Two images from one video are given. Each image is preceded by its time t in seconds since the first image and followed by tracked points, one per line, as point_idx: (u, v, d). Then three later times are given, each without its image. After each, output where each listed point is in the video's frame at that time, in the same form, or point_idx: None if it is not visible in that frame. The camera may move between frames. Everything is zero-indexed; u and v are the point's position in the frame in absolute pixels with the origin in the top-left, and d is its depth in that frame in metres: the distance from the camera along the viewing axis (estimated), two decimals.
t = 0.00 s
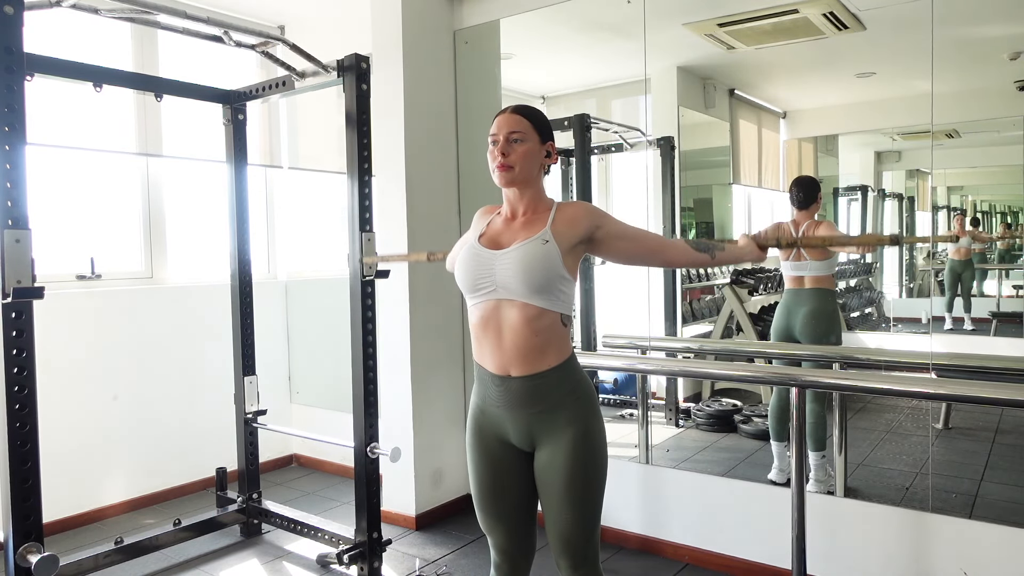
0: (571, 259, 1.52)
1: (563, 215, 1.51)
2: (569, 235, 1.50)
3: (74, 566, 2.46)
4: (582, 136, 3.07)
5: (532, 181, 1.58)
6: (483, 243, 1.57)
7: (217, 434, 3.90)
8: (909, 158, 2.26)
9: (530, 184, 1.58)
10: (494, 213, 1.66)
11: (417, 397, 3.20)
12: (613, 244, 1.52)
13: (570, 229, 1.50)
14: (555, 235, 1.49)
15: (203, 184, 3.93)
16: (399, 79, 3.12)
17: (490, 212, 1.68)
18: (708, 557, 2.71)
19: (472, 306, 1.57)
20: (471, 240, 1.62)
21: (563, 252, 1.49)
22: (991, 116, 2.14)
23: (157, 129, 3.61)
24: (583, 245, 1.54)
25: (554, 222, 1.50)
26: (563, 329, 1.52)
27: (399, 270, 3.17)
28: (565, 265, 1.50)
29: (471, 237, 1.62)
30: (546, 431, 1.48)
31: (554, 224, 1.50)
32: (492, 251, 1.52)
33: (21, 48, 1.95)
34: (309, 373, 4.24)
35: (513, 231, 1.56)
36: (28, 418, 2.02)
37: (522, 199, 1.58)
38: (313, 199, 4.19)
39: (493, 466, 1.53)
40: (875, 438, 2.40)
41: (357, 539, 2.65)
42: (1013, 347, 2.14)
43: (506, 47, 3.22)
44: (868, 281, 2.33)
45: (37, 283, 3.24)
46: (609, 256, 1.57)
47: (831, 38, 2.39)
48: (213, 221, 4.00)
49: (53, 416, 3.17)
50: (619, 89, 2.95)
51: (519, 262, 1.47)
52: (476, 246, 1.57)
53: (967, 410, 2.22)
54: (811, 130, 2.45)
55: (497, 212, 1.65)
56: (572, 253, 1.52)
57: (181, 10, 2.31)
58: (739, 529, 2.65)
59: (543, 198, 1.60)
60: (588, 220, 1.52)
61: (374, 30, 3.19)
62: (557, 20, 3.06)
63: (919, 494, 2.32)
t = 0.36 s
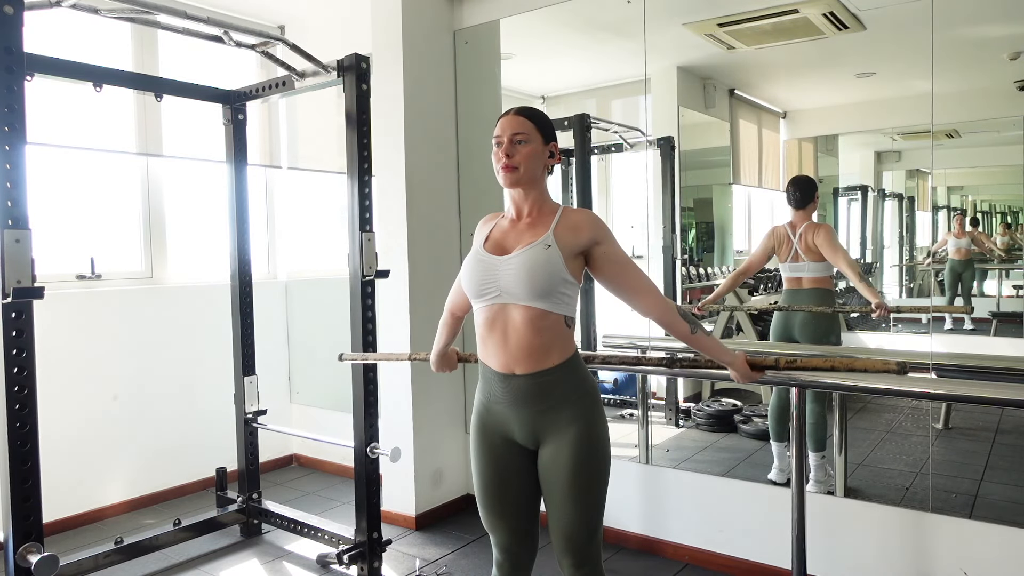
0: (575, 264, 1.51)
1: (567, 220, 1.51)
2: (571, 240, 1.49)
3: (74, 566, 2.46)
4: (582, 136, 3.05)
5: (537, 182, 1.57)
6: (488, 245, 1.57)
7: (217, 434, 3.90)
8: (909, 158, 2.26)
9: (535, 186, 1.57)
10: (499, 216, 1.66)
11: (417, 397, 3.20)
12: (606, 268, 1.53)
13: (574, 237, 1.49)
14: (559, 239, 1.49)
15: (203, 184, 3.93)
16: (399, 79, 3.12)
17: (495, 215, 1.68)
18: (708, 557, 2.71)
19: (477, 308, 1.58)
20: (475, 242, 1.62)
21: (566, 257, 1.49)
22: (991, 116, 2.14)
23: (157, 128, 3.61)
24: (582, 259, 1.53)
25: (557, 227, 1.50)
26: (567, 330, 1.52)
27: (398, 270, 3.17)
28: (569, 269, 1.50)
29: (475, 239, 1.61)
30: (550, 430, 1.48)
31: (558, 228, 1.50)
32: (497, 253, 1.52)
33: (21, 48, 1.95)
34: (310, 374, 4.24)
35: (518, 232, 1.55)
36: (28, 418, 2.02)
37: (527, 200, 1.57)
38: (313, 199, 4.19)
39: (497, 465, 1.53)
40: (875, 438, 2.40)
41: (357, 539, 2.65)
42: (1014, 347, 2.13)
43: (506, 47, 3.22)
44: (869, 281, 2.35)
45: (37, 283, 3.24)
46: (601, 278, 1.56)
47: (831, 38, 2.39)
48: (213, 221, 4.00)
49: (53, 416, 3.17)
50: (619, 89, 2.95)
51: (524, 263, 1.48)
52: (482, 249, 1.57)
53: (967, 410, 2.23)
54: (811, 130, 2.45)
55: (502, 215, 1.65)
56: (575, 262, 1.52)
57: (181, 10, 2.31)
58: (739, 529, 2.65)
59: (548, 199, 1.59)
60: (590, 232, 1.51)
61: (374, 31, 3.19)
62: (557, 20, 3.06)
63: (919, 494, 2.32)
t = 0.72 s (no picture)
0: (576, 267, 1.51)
1: (569, 223, 1.51)
2: (573, 244, 1.49)
3: (74, 566, 2.46)
4: (582, 136, 3.05)
5: (540, 183, 1.57)
6: (490, 246, 1.57)
7: (217, 434, 3.89)
8: (909, 158, 2.26)
9: (538, 187, 1.58)
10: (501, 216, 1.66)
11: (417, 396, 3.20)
12: (608, 274, 1.53)
13: (575, 240, 1.50)
14: (561, 242, 1.49)
15: (203, 184, 3.93)
16: (399, 79, 3.12)
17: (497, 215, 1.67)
18: (708, 557, 2.71)
19: (479, 308, 1.58)
20: (477, 242, 1.62)
21: (567, 260, 1.49)
22: (991, 116, 2.14)
23: (157, 128, 3.61)
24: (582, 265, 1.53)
25: (559, 229, 1.50)
26: (568, 332, 1.52)
27: (399, 270, 3.17)
28: (571, 271, 1.50)
29: (477, 239, 1.61)
30: (550, 429, 1.48)
31: (561, 230, 1.50)
32: (499, 254, 1.52)
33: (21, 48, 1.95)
34: (310, 374, 4.24)
35: (520, 234, 1.55)
36: (28, 418, 2.02)
37: (530, 202, 1.57)
38: (313, 199, 4.18)
39: (497, 464, 1.53)
40: (875, 438, 2.41)
41: (357, 539, 2.64)
42: (1013, 347, 2.13)
43: (506, 47, 3.22)
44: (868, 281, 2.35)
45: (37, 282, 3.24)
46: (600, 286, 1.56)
47: (830, 37, 2.39)
48: (213, 221, 4.00)
49: (52, 416, 3.17)
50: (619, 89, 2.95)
51: (526, 263, 1.48)
52: (483, 249, 1.57)
53: (967, 410, 2.22)
54: (811, 130, 2.45)
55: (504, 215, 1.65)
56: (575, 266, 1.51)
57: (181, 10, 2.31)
58: (739, 529, 2.65)
59: (551, 200, 1.59)
60: (591, 235, 1.51)
61: (374, 31, 3.19)
62: (557, 20, 3.06)
63: (919, 494, 2.32)
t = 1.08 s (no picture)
0: (574, 263, 1.52)
1: (567, 219, 1.51)
2: (572, 238, 1.50)
3: (74, 566, 2.46)
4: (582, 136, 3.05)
5: (537, 182, 1.58)
6: (488, 244, 1.57)
7: (217, 434, 3.90)
8: (909, 158, 2.26)
9: (535, 185, 1.58)
10: (498, 215, 1.66)
11: (417, 396, 3.20)
12: (617, 256, 1.51)
13: (574, 234, 1.50)
14: (559, 239, 1.49)
15: (203, 184, 3.93)
16: (399, 79, 3.12)
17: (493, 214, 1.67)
18: (708, 557, 2.71)
19: (476, 308, 1.57)
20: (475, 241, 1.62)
21: (566, 256, 1.50)
22: (990, 116, 2.14)
23: (157, 128, 3.61)
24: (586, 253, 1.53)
25: (556, 226, 1.50)
26: (566, 332, 1.52)
27: (399, 270, 3.17)
28: (569, 269, 1.50)
29: (474, 238, 1.61)
30: (549, 430, 1.48)
31: (558, 227, 1.50)
32: (496, 254, 1.52)
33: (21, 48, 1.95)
34: (310, 374, 4.24)
35: (517, 232, 1.55)
36: (28, 418, 2.02)
37: (527, 200, 1.58)
38: (313, 199, 4.19)
39: (496, 466, 1.53)
40: (875, 439, 2.40)
41: (357, 539, 2.64)
42: (1013, 347, 2.14)
43: (506, 47, 3.22)
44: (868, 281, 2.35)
45: (37, 282, 3.24)
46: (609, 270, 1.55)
47: (830, 37, 2.39)
48: (213, 221, 4.00)
49: (53, 416, 3.17)
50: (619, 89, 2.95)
51: (523, 263, 1.47)
52: (480, 248, 1.57)
53: (968, 410, 2.23)
54: (811, 130, 2.45)
55: (501, 213, 1.65)
56: (575, 259, 1.52)
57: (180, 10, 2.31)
58: (739, 529, 2.65)
59: (548, 199, 1.59)
60: (591, 225, 1.51)
61: (374, 30, 3.19)
62: (557, 20, 3.06)
63: (919, 494, 2.32)
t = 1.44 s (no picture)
0: (576, 256, 1.52)
1: (569, 214, 1.51)
2: (574, 229, 1.50)
3: (74, 566, 2.46)
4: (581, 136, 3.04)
5: (540, 182, 1.58)
6: (490, 242, 1.57)
7: (217, 434, 3.90)
8: (909, 158, 2.25)
9: (538, 186, 1.58)
10: (500, 212, 1.66)
11: (417, 396, 3.20)
12: (626, 224, 1.49)
13: (576, 224, 1.50)
14: (561, 236, 1.49)
15: (203, 184, 3.93)
16: (399, 79, 3.12)
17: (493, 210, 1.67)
18: (708, 558, 2.71)
19: (478, 304, 1.57)
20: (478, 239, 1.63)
21: (568, 249, 1.50)
22: (991, 116, 2.14)
23: (157, 128, 3.61)
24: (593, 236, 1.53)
25: (557, 223, 1.51)
26: (567, 330, 1.53)
27: (399, 270, 3.17)
28: (571, 265, 1.50)
29: (477, 236, 1.62)
30: (551, 430, 1.48)
31: (560, 223, 1.50)
32: (499, 251, 1.52)
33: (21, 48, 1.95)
34: (310, 374, 4.24)
35: (519, 230, 1.56)
36: (28, 418, 2.02)
37: (530, 200, 1.58)
38: (313, 199, 4.19)
39: (497, 465, 1.53)
40: (875, 439, 2.40)
41: (357, 539, 2.64)
42: (1013, 347, 2.14)
43: (506, 47, 3.22)
44: (868, 281, 2.34)
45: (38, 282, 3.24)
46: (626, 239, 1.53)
47: (830, 37, 2.39)
48: (213, 221, 4.00)
49: (53, 416, 3.17)
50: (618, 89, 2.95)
51: (526, 260, 1.48)
52: (482, 245, 1.57)
53: (968, 410, 2.23)
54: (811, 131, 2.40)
55: (503, 211, 1.66)
56: (578, 249, 1.52)
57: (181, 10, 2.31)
58: (739, 530, 2.65)
59: (550, 198, 1.60)
60: (590, 210, 1.51)
61: (374, 30, 3.19)
62: (557, 20, 3.06)
63: (919, 494, 2.32)
